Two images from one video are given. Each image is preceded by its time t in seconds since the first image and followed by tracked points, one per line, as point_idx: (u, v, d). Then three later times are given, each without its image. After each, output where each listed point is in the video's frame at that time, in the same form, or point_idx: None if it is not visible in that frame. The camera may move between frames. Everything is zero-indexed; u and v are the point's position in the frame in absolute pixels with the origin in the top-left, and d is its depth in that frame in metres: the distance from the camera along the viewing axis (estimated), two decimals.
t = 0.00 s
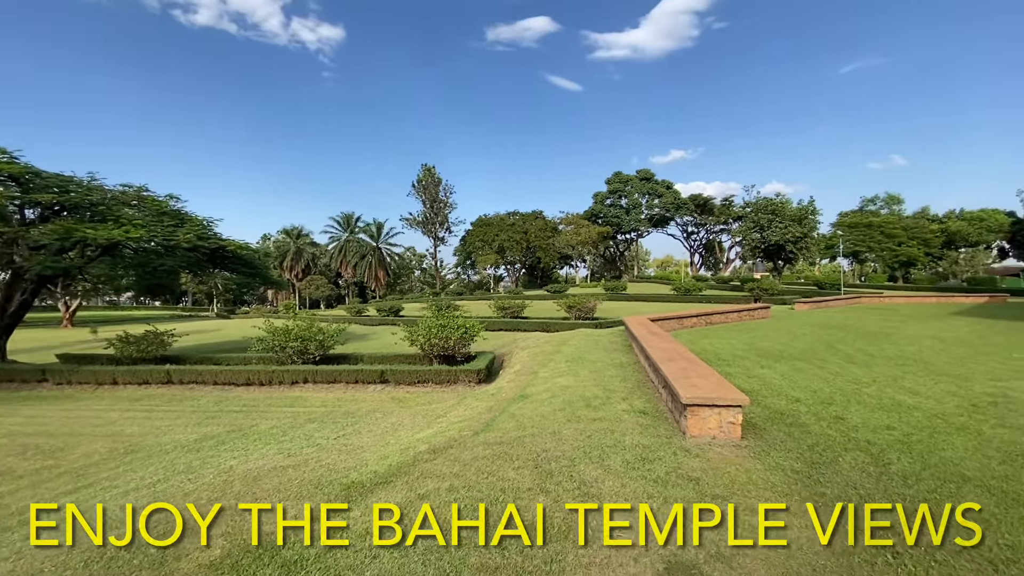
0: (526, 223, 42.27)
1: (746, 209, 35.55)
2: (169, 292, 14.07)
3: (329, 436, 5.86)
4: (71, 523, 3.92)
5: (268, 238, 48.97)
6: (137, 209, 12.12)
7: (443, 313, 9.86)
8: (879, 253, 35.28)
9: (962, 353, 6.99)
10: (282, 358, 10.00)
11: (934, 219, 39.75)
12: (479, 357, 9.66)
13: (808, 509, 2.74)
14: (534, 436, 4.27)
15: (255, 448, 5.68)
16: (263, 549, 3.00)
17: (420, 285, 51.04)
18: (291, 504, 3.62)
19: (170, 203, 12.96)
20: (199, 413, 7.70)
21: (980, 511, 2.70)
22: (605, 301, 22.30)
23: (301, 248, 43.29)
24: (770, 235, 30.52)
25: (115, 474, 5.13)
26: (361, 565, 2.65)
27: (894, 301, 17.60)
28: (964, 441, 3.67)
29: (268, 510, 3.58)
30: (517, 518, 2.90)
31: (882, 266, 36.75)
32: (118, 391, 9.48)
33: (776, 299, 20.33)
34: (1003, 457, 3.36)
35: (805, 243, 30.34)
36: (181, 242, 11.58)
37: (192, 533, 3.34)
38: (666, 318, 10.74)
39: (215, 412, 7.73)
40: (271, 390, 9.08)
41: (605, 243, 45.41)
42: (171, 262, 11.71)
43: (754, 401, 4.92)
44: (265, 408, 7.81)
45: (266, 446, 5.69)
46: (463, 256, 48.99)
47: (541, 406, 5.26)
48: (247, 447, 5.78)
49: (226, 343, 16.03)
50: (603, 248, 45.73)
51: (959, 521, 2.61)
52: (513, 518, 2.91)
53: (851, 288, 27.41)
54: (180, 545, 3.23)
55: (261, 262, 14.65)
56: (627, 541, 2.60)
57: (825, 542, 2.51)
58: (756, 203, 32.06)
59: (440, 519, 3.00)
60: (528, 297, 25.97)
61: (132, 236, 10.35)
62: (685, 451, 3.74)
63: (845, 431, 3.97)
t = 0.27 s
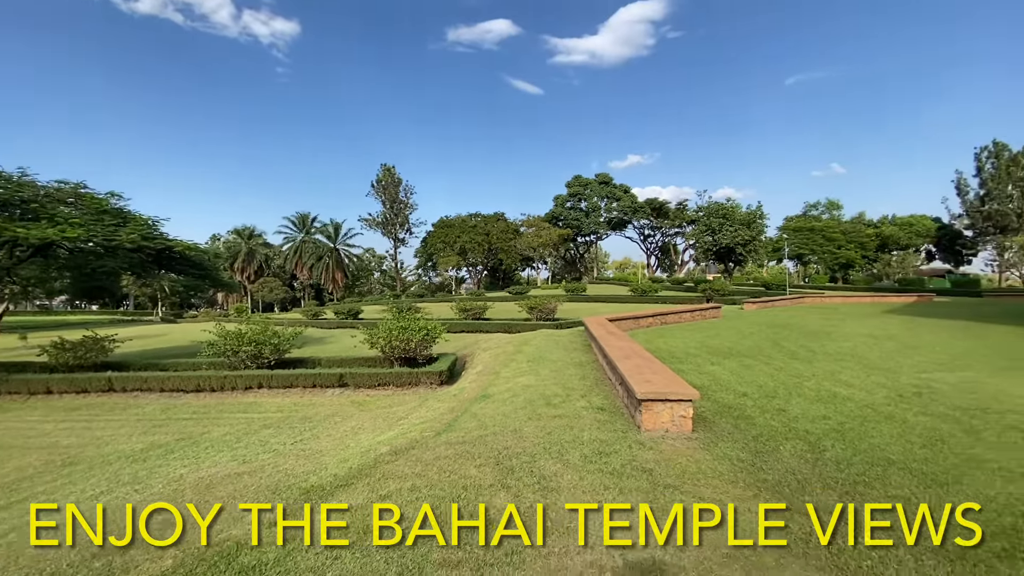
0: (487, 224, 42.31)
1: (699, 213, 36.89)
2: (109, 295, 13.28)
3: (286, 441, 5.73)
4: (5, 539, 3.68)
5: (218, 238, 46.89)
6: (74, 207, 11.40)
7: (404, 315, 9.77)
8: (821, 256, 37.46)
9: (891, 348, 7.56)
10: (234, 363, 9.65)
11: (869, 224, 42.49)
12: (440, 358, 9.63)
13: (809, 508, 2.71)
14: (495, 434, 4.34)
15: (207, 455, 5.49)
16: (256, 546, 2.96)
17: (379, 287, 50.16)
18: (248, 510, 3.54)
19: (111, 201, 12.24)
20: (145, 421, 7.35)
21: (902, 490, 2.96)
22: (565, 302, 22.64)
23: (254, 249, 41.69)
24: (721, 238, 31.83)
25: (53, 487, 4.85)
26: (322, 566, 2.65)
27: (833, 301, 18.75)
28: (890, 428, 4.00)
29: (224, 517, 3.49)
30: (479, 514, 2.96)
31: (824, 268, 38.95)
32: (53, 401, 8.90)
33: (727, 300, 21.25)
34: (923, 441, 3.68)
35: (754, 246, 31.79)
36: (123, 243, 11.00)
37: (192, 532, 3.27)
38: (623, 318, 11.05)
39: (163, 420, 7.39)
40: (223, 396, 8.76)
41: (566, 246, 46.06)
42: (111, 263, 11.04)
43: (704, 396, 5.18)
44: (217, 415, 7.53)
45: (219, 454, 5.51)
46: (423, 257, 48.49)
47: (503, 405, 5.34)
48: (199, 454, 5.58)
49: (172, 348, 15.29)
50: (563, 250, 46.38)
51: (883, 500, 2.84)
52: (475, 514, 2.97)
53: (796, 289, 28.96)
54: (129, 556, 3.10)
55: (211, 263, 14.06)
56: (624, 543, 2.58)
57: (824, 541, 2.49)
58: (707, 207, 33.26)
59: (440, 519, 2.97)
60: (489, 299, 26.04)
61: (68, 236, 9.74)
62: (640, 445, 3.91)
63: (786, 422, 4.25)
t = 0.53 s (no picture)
0: (448, 226, 42.11)
1: (656, 217, 38.02)
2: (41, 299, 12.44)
3: (240, 448, 5.59)
4: None
5: (163, 238, 44.56)
6: (2, 205, 10.65)
7: (363, 317, 9.66)
8: (768, 258, 39.42)
9: (828, 345, 8.09)
10: (183, 369, 9.27)
11: (812, 229, 44.98)
12: (400, 361, 9.58)
13: (809, 509, 2.71)
14: (455, 434, 4.40)
15: (154, 465, 5.29)
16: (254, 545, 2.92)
17: (337, 290, 49.03)
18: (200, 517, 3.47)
19: (45, 199, 11.50)
20: (85, 431, 6.97)
21: (831, 474, 3.21)
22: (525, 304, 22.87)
23: (203, 250, 39.86)
24: (676, 242, 32.97)
25: None
26: (279, 568, 2.65)
27: (779, 301, 19.78)
28: (824, 418, 4.32)
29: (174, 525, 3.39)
30: (438, 511, 3.02)
31: (771, 270, 40.94)
32: None
33: (681, 301, 22.03)
34: (851, 430, 4.00)
35: (706, 249, 33.11)
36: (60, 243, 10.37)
37: (192, 533, 3.17)
38: (582, 319, 11.32)
39: (104, 429, 7.03)
40: (170, 404, 8.40)
41: (527, 248, 46.44)
42: (46, 265, 10.38)
43: (657, 393, 5.41)
44: (164, 423, 7.23)
45: (167, 463, 5.32)
46: (383, 259, 47.75)
47: (463, 406, 5.40)
48: (145, 464, 5.36)
49: (113, 355, 14.47)
50: (525, 252, 46.75)
51: (814, 483, 3.08)
52: (436, 511, 3.03)
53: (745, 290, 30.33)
54: (71, 568, 2.97)
55: (157, 265, 13.42)
56: (621, 543, 2.59)
57: (825, 542, 2.48)
58: (663, 212, 34.34)
59: (441, 519, 2.95)
60: (451, 301, 25.96)
61: None
62: (594, 439, 4.07)
63: (730, 415, 4.51)
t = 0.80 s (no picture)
0: (410, 228, 41.66)
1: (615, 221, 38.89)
2: None
3: (190, 457, 5.40)
4: None
5: (103, 238, 42.04)
6: None
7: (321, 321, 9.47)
8: (721, 262, 41.06)
9: (773, 345, 8.54)
10: (127, 377, 8.83)
11: (761, 234, 47.09)
12: (360, 365, 9.46)
13: (808, 509, 2.69)
14: (414, 436, 4.42)
15: (95, 477, 5.04)
16: (253, 543, 2.90)
17: (293, 293, 47.60)
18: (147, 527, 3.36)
19: None
20: (16, 444, 6.54)
21: (769, 464, 3.43)
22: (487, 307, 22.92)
23: (148, 251, 37.86)
24: (634, 245, 33.85)
25: None
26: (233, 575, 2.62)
27: (730, 303, 20.63)
28: (766, 413, 4.59)
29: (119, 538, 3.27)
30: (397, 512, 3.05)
31: (724, 273, 42.61)
32: None
33: (640, 304, 22.63)
34: (790, 423, 4.28)
35: (661, 254, 34.25)
36: None
37: (192, 533, 3.13)
38: (543, 321, 11.49)
39: (39, 441, 6.62)
40: (112, 413, 7.98)
41: (489, 251, 46.52)
42: None
43: (613, 392, 5.60)
44: (106, 433, 6.88)
45: (109, 474, 5.08)
46: (342, 261, 46.72)
47: (423, 408, 5.42)
48: (85, 476, 5.10)
49: (47, 362, 13.58)
50: (487, 255, 46.82)
51: (754, 473, 3.28)
52: (395, 513, 3.05)
53: (699, 293, 31.43)
54: None
55: (98, 266, 12.72)
56: (623, 543, 2.57)
57: (824, 542, 2.45)
58: (622, 216, 35.16)
59: (440, 519, 2.95)
60: (412, 304, 25.71)
61: None
62: (552, 438, 4.18)
63: (681, 412, 4.73)
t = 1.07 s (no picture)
0: (371, 230, 40.99)
1: (578, 225, 39.48)
2: None
3: (136, 468, 5.16)
4: None
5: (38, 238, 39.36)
6: None
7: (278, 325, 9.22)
8: (678, 266, 42.79)
9: (726, 346, 8.90)
10: (65, 386, 8.33)
11: (717, 239, 48.85)
12: (318, 370, 9.25)
13: (809, 509, 2.73)
14: (374, 442, 4.39)
15: (30, 492, 4.75)
16: (254, 544, 2.87)
17: (248, 296, 45.90)
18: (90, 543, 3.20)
19: None
20: None
21: (717, 460, 3.60)
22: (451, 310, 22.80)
23: (89, 252, 35.70)
24: (595, 250, 34.48)
25: None
26: None
27: (687, 306, 21.30)
28: (716, 411, 4.80)
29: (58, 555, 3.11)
30: (356, 518, 3.04)
31: (682, 277, 43.95)
32: None
33: (601, 307, 23.05)
34: (738, 421, 4.50)
35: (622, 258, 35.00)
36: None
37: (192, 534, 3.09)
38: (505, 325, 11.56)
39: None
40: (49, 425, 7.52)
41: (453, 254, 46.31)
42: None
43: (572, 393, 5.71)
44: (43, 446, 6.47)
45: (46, 489, 4.79)
46: (301, 264, 45.45)
47: (383, 413, 5.37)
48: (19, 492, 4.79)
49: None
50: (451, 258, 46.60)
51: (703, 469, 3.44)
52: (354, 519, 3.03)
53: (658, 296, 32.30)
54: None
55: (33, 268, 11.95)
56: (622, 543, 2.59)
57: (824, 541, 2.48)
58: (584, 221, 35.74)
59: (440, 519, 2.96)
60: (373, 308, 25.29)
61: None
62: (512, 440, 4.24)
63: (637, 412, 4.88)
